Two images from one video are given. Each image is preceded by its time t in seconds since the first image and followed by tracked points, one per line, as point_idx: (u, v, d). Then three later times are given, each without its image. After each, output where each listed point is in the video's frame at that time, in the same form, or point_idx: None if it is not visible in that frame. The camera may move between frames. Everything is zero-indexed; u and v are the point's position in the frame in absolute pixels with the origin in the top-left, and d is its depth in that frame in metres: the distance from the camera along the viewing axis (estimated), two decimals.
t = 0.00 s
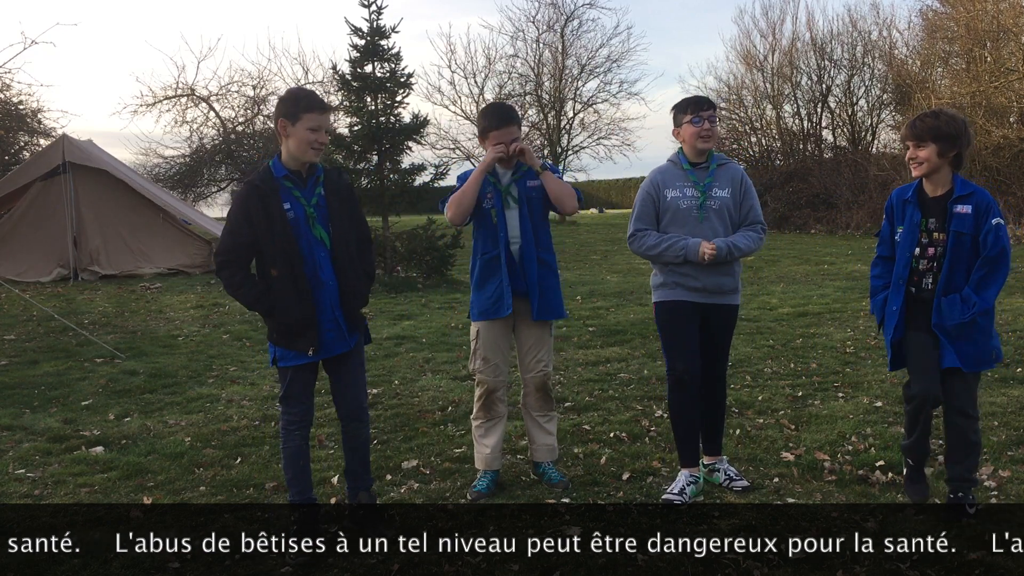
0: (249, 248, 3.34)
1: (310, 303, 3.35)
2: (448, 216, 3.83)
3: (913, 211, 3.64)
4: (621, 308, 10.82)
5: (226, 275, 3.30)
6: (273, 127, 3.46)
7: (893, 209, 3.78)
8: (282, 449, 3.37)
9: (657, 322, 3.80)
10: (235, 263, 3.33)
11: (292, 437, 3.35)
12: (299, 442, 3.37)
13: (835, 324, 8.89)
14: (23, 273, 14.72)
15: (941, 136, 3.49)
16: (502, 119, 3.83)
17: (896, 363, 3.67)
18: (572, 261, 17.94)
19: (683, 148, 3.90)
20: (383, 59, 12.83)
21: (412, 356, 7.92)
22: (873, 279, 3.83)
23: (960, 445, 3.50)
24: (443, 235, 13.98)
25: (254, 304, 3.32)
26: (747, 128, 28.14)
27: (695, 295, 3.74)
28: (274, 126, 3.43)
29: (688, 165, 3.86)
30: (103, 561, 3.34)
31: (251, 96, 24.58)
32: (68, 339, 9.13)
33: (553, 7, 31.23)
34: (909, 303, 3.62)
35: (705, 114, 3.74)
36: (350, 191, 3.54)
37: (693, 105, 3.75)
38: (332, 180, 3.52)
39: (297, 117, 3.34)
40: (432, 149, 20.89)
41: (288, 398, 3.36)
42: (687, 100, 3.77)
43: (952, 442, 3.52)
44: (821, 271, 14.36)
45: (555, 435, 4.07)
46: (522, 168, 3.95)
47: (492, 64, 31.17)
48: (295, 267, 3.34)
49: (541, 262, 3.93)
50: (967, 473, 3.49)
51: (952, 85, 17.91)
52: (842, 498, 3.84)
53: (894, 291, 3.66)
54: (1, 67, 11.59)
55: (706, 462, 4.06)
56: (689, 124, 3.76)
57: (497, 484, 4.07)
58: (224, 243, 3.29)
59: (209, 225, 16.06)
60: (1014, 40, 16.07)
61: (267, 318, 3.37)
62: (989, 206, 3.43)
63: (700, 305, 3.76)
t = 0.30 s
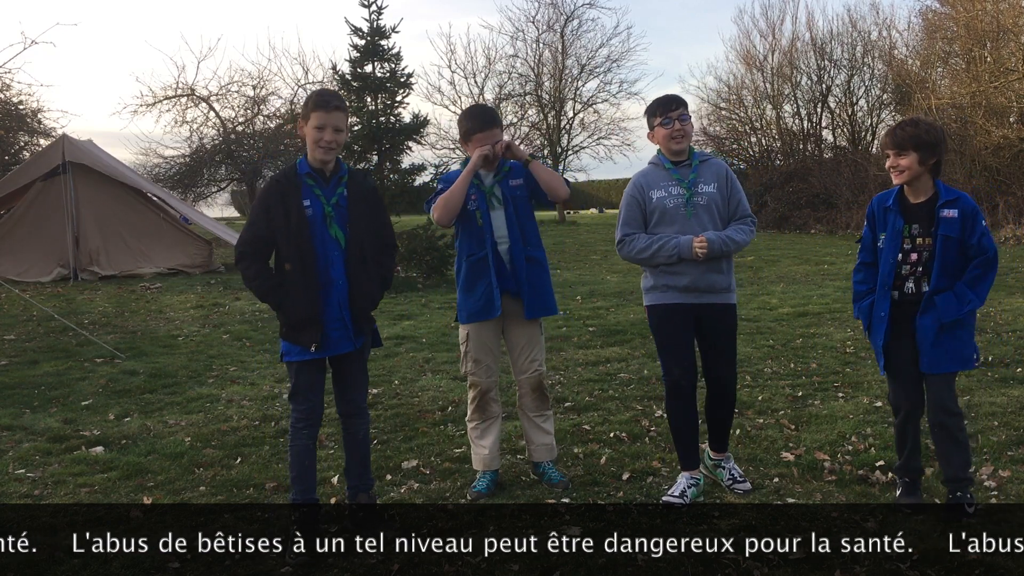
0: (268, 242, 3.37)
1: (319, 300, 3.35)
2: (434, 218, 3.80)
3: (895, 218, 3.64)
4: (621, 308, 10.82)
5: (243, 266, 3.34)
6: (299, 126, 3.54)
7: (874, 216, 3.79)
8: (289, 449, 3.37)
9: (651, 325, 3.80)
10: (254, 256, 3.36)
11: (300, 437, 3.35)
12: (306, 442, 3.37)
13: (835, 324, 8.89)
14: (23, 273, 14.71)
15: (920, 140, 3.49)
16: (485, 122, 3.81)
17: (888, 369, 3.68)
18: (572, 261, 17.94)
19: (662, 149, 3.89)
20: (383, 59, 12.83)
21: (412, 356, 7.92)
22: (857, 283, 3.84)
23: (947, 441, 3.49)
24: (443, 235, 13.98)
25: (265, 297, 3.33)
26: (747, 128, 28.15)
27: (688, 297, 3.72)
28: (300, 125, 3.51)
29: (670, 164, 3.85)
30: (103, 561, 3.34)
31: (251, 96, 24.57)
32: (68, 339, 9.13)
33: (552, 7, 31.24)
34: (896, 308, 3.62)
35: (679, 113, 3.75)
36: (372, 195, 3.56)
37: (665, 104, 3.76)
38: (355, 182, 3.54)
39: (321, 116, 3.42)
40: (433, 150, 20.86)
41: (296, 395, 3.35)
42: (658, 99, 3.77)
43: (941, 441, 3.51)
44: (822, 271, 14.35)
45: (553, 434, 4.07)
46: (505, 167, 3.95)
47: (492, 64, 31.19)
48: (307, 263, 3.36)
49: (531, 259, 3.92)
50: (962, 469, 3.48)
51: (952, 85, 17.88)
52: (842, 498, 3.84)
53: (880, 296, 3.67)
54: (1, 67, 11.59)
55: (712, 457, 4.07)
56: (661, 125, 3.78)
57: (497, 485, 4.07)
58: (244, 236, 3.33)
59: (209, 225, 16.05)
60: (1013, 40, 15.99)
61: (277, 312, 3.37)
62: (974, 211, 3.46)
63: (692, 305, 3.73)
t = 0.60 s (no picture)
0: (277, 237, 3.42)
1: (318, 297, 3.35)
2: (417, 222, 3.77)
3: (882, 227, 3.68)
4: (621, 308, 10.82)
5: (254, 259, 3.42)
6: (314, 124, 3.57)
7: (863, 222, 3.81)
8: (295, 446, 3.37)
9: (646, 327, 3.80)
10: (266, 250, 3.43)
11: (306, 434, 3.35)
12: (312, 440, 3.36)
13: (836, 324, 8.88)
14: (23, 273, 14.72)
15: (908, 145, 3.50)
16: (466, 124, 3.81)
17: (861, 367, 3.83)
18: (572, 261, 17.94)
19: (649, 149, 3.90)
20: (383, 59, 12.84)
21: (413, 356, 7.92)
22: (841, 290, 3.90)
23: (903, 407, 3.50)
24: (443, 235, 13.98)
25: (270, 292, 3.38)
26: (747, 128, 28.16)
27: (679, 296, 3.71)
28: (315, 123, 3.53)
29: (658, 163, 3.85)
30: (103, 561, 3.34)
31: (251, 96, 24.57)
32: (68, 339, 9.13)
33: (552, 7, 31.22)
34: (875, 312, 3.71)
35: (662, 110, 3.75)
36: (383, 196, 3.51)
37: (648, 104, 3.77)
38: (366, 182, 3.51)
39: (332, 117, 3.42)
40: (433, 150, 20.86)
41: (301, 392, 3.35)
42: (642, 99, 3.78)
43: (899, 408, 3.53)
44: (822, 271, 14.34)
45: (549, 435, 4.06)
46: (488, 169, 3.94)
47: (492, 64, 31.21)
48: (310, 261, 3.36)
49: (516, 260, 3.91)
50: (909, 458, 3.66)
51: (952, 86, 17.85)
52: (842, 498, 3.84)
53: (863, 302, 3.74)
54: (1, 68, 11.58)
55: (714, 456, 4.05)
56: (644, 125, 3.79)
57: (497, 485, 4.07)
58: (255, 231, 3.40)
59: (209, 225, 16.06)
60: (1013, 40, 15.90)
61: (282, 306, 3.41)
62: (963, 218, 3.48)
63: (686, 305, 3.72)
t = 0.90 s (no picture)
0: (275, 239, 3.41)
1: (323, 294, 3.35)
2: (411, 220, 3.77)
3: (882, 225, 3.68)
4: (621, 308, 10.82)
5: (253, 261, 3.39)
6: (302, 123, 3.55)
7: (862, 221, 3.82)
8: (299, 442, 3.40)
9: (645, 329, 3.82)
10: (264, 251, 3.41)
11: (309, 431, 3.38)
12: (315, 437, 3.40)
13: (836, 324, 8.89)
14: (23, 273, 14.73)
15: (904, 147, 3.50)
16: (461, 124, 3.81)
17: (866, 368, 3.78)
18: (572, 261, 17.95)
19: (647, 149, 3.89)
20: (383, 59, 12.83)
21: (412, 356, 7.92)
22: (842, 287, 3.90)
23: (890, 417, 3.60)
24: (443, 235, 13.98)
25: (272, 292, 3.37)
26: (747, 128, 28.19)
27: (676, 298, 3.71)
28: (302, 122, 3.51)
29: (656, 164, 3.85)
30: (103, 561, 3.34)
31: (251, 96, 24.57)
32: (69, 339, 9.13)
33: (553, 7, 31.21)
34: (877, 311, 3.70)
35: (661, 111, 3.72)
36: (380, 188, 3.51)
37: (645, 104, 3.74)
38: (360, 176, 3.51)
39: (322, 113, 3.40)
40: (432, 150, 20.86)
41: (305, 392, 3.39)
42: (639, 99, 3.75)
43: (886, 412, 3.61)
44: (821, 271, 14.35)
45: (538, 435, 4.06)
46: (481, 168, 3.93)
47: (492, 64, 31.23)
48: (312, 258, 3.36)
49: (513, 258, 3.92)
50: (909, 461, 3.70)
51: (953, 86, 17.85)
52: (842, 498, 3.84)
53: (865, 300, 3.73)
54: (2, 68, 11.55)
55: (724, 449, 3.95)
56: (642, 125, 3.77)
57: (497, 484, 4.06)
58: (251, 233, 3.38)
59: (208, 225, 16.06)
60: (1014, 40, 15.91)
61: (285, 307, 3.39)
62: (961, 218, 3.47)
63: (683, 306, 3.72)
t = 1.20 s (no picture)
0: (274, 242, 3.40)
1: (326, 295, 3.35)
2: (412, 221, 3.75)
3: (887, 223, 3.68)
4: (621, 308, 10.82)
5: (252, 266, 3.37)
6: (294, 126, 3.55)
7: (867, 219, 3.82)
8: (300, 445, 3.41)
9: (650, 330, 3.81)
10: (263, 255, 3.39)
11: (309, 433, 3.39)
12: (315, 439, 3.40)
13: (836, 324, 8.89)
14: (23, 273, 14.73)
15: (912, 143, 3.51)
16: (464, 123, 3.81)
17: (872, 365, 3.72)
18: (573, 261, 17.96)
19: (656, 148, 3.88)
20: (383, 59, 12.82)
21: (412, 356, 7.92)
22: (846, 285, 3.89)
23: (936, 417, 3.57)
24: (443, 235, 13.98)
25: (273, 295, 3.35)
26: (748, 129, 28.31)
27: (682, 298, 3.71)
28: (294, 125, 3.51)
29: (666, 165, 3.84)
30: (103, 561, 3.34)
31: (251, 96, 24.56)
32: (69, 339, 9.13)
33: (553, 7, 31.22)
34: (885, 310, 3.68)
35: (676, 111, 3.72)
36: (376, 187, 3.52)
37: (659, 103, 3.73)
38: (358, 177, 3.52)
39: (315, 111, 3.41)
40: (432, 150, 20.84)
41: (307, 394, 3.39)
42: (654, 98, 3.75)
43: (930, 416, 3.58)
44: (821, 271, 14.35)
45: (536, 435, 4.07)
46: (482, 169, 3.94)
47: (492, 64, 31.25)
48: (313, 259, 3.35)
49: (512, 259, 3.92)
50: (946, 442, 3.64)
51: (953, 86, 17.87)
52: (842, 498, 3.84)
53: (871, 298, 3.72)
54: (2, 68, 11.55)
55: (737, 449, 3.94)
56: (655, 125, 3.76)
57: (497, 484, 4.06)
58: (251, 238, 3.36)
59: (208, 225, 16.06)
60: (1014, 40, 15.93)
61: (286, 310, 3.38)
62: (965, 218, 3.56)
63: (686, 305, 3.72)
